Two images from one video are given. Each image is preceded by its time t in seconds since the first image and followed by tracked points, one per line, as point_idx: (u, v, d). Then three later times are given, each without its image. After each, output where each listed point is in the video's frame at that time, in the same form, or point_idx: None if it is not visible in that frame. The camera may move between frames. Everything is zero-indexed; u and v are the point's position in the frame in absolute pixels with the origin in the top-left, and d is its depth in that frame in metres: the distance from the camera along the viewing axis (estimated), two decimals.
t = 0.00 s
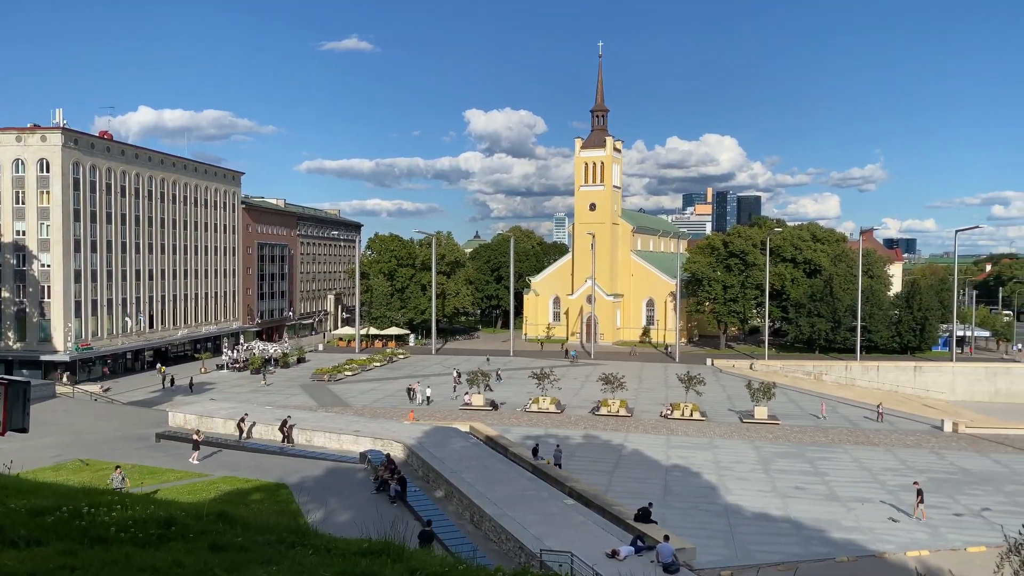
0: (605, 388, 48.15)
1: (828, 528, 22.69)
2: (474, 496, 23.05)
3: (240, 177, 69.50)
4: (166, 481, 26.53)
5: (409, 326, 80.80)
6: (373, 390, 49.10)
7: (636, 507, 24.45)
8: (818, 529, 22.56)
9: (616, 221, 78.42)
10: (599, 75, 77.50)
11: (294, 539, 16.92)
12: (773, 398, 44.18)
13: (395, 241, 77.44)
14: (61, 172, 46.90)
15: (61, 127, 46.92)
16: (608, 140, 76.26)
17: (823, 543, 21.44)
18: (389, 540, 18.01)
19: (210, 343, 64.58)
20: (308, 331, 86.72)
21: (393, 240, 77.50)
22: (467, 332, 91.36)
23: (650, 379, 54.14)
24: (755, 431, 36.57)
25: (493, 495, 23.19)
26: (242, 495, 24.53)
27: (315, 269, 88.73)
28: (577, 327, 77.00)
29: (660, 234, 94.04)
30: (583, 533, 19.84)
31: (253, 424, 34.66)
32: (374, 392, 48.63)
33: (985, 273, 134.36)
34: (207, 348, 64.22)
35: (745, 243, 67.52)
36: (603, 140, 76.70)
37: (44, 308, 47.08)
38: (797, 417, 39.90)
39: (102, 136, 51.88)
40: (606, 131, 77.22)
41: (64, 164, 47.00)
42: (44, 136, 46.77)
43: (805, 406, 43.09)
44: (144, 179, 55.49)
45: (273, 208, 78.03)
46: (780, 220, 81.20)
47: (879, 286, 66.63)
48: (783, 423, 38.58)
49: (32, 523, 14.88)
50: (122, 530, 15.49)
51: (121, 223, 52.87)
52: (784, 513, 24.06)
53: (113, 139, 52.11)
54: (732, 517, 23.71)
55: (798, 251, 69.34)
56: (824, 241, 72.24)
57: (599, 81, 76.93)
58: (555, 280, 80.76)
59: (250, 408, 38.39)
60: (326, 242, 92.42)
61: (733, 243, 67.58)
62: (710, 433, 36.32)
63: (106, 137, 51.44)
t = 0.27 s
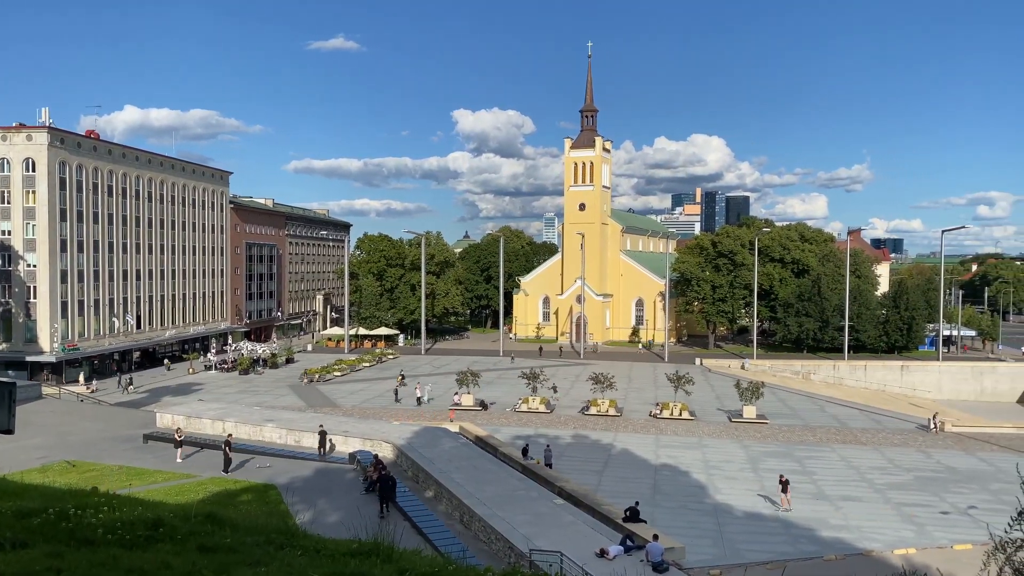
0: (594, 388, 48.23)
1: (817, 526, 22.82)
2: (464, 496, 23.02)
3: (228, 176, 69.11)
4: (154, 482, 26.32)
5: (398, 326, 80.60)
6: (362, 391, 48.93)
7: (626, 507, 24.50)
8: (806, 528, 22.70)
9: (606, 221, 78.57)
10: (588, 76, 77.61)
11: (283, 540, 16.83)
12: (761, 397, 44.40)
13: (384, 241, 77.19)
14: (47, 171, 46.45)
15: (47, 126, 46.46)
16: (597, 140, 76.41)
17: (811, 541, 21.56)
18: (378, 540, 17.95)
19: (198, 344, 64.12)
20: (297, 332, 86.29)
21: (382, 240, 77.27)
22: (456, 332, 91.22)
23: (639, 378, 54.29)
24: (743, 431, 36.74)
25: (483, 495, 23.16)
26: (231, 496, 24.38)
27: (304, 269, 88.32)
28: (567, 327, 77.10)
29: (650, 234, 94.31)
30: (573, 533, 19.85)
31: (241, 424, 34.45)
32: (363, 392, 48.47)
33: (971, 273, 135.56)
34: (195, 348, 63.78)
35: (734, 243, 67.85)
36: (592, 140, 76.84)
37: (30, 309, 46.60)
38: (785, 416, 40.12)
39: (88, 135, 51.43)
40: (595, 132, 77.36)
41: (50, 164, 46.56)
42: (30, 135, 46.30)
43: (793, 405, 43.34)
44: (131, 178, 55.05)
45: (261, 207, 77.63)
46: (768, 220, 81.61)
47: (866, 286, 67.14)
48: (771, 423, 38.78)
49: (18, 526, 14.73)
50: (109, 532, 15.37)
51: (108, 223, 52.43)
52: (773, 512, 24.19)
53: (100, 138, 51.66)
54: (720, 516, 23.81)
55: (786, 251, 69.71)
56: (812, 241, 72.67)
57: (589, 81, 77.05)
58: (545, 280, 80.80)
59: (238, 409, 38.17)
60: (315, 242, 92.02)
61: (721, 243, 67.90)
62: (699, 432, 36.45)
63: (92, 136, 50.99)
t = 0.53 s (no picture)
0: (584, 387, 48.31)
1: (806, 524, 22.95)
2: (455, 495, 23.00)
3: (217, 175, 68.71)
4: (143, 482, 26.15)
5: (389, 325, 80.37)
6: (352, 390, 48.78)
7: (616, 506, 24.56)
8: (795, 526, 22.81)
9: (596, 220, 78.68)
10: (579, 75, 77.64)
11: (272, 540, 16.77)
12: (750, 396, 44.60)
13: (374, 240, 76.78)
14: (34, 169, 46.00)
15: (33, 125, 46.00)
16: (587, 140, 76.49)
17: (800, 539, 21.68)
18: (368, 540, 17.89)
19: (187, 344, 63.68)
20: (286, 331, 85.87)
21: (372, 239, 77.07)
22: (447, 331, 91.11)
23: (629, 378, 54.40)
24: (733, 429, 36.90)
25: (473, 494, 23.13)
26: (221, 496, 24.26)
27: (293, 268, 87.91)
28: (557, 326, 77.18)
29: (640, 233, 94.54)
30: (563, 532, 19.86)
31: (230, 424, 34.28)
32: (353, 391, 48.33)
33: (958, 273, 136.62)
34: (185, 348, 63.32)
35: (723, 242, 68.14)
36: (583, 139, 76.90)
37: (16, 308, 46.16)
38: (775, 415, 40.32)
39: (76, 133, 50.99)
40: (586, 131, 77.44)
41: (37, 162, 46.11)
42: (16, 133, 45.83)
43: (782, 404, 43.57)
44: (119, 177, 54.63)
45: (250, 206, 77.19)
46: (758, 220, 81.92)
47: (855, 285, 67.55)
48: (761, 421, 38.95)
49: (5, 528, 14.62)
50: (98, 533, 15.27)
51: (96, 221, 52.01)
52: (762, 510, 24.31)
53: (88, 136, 51.23)
54: (710, 514, 23.90)
55: (775, 250, 69.99)
56: (801, 241, 73.05)
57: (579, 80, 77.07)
58: (536, 279, 80.84)
59: (227, 409, 37.97)
60: (305, 241, 91.60)
61: (711, 242, 68.16)
62: (689, 431, 36.57)
63: (80, 135, 50.54)
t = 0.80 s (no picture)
0: (574, 386, 48.38)
1: (794, 523, 23.11)
2: (444, 495, 22.97)
3: (205, 174, 68.27)
4: (130, 482, 25.95)
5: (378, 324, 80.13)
6: (341, 390, 48.64)
7: (605, 505, 24.61)
8: (783, 524, 22.96)
9: (586, 219, 78.79)
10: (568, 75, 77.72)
11: (261, 540, 16.68)
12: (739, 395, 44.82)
13: (363, 240, 76.84)
14: (20, 167, 45.50)
15: (19, 122, 45.50)
16: (577, 139, 76.59)
17: (788, 537, 21.81)
18: (357, 540, 17.83)
19: (174, 343, 63.13)
20: (275, 331, 85.43)
21: (361, 238, 76.83)
22: (436, 330, 90.94)
23: (619, 376, 54.54)
24: (722, 428, 37.08)
25: (463, 493, 23.12)
26: (209, 496, 24.11)
27: (282, 268, 87.47)
28: (547, 325, 77.25)
29: (629, 233, 94.77)
30: (553, 531, 19.89)
31: (218, 424, 34.07)
32: (342, 391, 48.17)
33: (943, 272, 137.91)
34: (172, 348, 62.81)
35: (712, 241, 68.49)
36: (572, 139, 77.00)
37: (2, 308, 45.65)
38: (763, 414, 40.55)
39: (62, 131, 50.49)
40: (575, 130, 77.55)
41: (22, 160, 45.61)
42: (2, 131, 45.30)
43: (771, 403, 43.83)
44: (106, 175, 54.14)
45: (239, 205, 76.74)
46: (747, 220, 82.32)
47: (842, 284, 68.03)
48: (749, 420, 39.16)
49: None
50: (84, 534, 15.15)
51: (82, 220, 51.52)
52: (751, 509, 24.45)
53: (74, 134, 50.73)
54: (699, 513, 23.99)
55: (763, 250, 70.22)
56: (789, 240, 73.48)
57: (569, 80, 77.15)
58: (525, 278, 80.86)
59: (215, 408, 37.75)
60: (293, 240, 91.16)
61: (700, 242, 68.47)
62: (678, 430, 36.71)
63: (66, 133, 50.04)
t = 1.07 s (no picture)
0: (564, 384, 48.46)
1: (783, 519, 23.25)
2: (434, 493, 22.95)
3: (193, 172, 67.84)
4: (118, 482, 25.77)
5: (368, 323, 79.88)
6: (331, 388, 48.50)
7: (595, 502, 24.67)
8: (772, 521, 23.09)
9: (575, 218, 78.90)
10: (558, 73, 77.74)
11: (250, 539, 16.60)
12: (728, 392, 45.06)
13: (352, 238, 76.56)
14: (6, 165, 45.01)
15: (5, 119, 45.02)
16: (567, 137, 76.64)
17: (777, 534, 21.94)
18: (347, 538, 17.77)
19: (163, 342, 62.55)
20: (264, 329, 85.03)
21: (351, 236, 76.60)
22: (426, 329, 90.80)
23: (608, 374, 54.75)
24: (711, 425, 37.27)
25: (453, 492, 23.11)
26: (198, 495, 23.98)
27: (271, 266, 87.05)
28: (537, 324, 77.29)
29: (619, 231, 94.98)
30: (543, 529, 19.93)
31: (207, 423, 33.89)
32: (332, 390, 48.05)
33: (930, 270, 139.17)
34: (161, 347, 62.34)
35: (702, 240, 68.79)
36: (562, 137, 77.05)
37: None
38: (752, 411, 40.78)
39: (48, 128, 50.00)
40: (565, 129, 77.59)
41: (9, 158, 45.12)
42: None
43: (760, 400, 44.09)
44: (93, 173, 53.66)
45: (227, 203, 76.32)
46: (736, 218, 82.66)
47: (830, 282, 68.53)
48: (738, 417, 39.36)
49: None
50: (72, 534, 15.02)
51: (69, 218, 51.06)
52: (740, 506, 24.57)
53: (61, 132, 50.25)
54: (689, 510, 24.12)
55: (752, 248, 70.31)
56: (778, 238, 73.82)
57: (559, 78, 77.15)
58: (515, 276, 80.86)
59: (205, 407, 37.55)
60: (283, 238, 90.75)
61: (689, 240, 68.74)
62: (668, 427, 36.86)
63: (53, 130, 49.58)
